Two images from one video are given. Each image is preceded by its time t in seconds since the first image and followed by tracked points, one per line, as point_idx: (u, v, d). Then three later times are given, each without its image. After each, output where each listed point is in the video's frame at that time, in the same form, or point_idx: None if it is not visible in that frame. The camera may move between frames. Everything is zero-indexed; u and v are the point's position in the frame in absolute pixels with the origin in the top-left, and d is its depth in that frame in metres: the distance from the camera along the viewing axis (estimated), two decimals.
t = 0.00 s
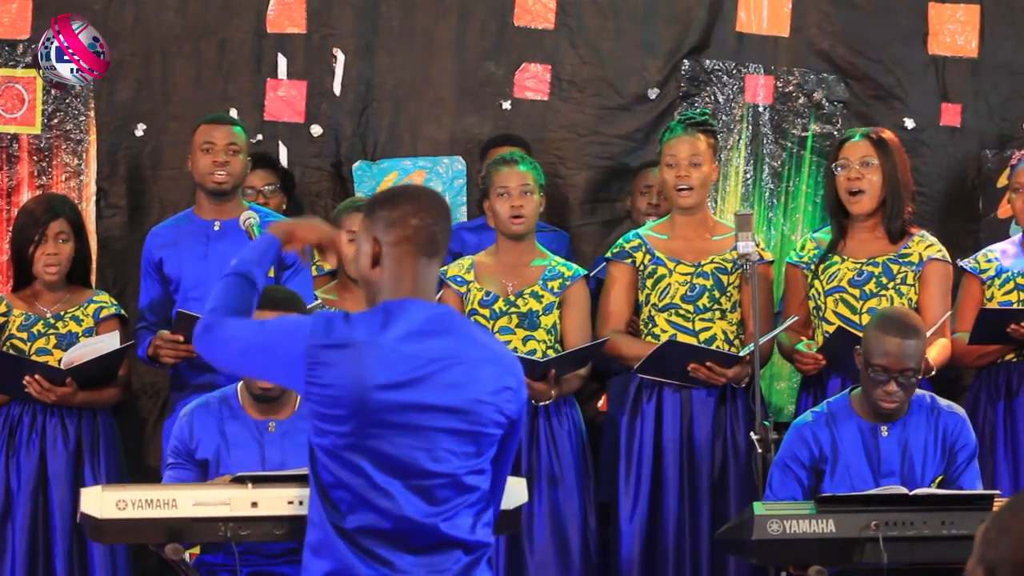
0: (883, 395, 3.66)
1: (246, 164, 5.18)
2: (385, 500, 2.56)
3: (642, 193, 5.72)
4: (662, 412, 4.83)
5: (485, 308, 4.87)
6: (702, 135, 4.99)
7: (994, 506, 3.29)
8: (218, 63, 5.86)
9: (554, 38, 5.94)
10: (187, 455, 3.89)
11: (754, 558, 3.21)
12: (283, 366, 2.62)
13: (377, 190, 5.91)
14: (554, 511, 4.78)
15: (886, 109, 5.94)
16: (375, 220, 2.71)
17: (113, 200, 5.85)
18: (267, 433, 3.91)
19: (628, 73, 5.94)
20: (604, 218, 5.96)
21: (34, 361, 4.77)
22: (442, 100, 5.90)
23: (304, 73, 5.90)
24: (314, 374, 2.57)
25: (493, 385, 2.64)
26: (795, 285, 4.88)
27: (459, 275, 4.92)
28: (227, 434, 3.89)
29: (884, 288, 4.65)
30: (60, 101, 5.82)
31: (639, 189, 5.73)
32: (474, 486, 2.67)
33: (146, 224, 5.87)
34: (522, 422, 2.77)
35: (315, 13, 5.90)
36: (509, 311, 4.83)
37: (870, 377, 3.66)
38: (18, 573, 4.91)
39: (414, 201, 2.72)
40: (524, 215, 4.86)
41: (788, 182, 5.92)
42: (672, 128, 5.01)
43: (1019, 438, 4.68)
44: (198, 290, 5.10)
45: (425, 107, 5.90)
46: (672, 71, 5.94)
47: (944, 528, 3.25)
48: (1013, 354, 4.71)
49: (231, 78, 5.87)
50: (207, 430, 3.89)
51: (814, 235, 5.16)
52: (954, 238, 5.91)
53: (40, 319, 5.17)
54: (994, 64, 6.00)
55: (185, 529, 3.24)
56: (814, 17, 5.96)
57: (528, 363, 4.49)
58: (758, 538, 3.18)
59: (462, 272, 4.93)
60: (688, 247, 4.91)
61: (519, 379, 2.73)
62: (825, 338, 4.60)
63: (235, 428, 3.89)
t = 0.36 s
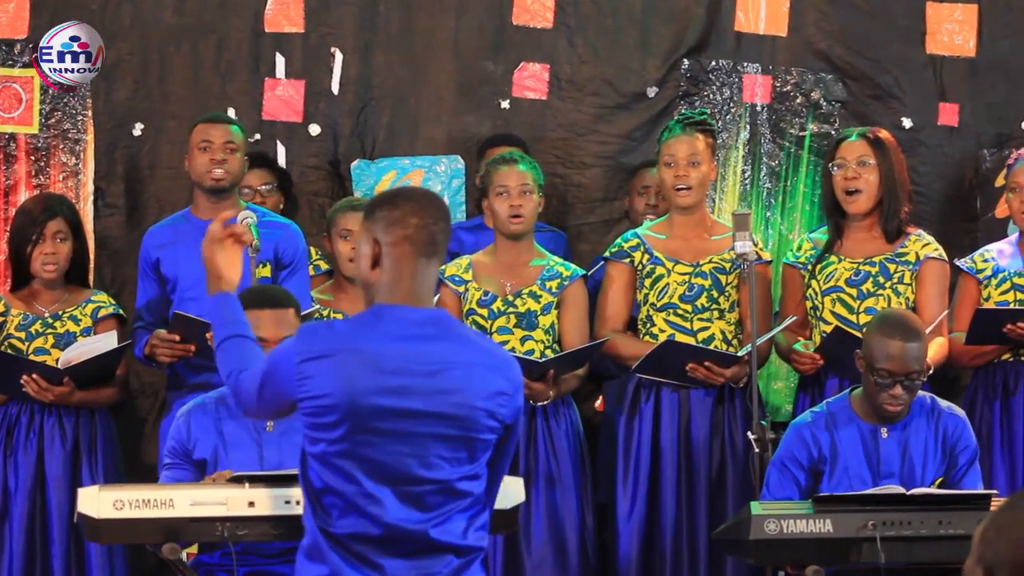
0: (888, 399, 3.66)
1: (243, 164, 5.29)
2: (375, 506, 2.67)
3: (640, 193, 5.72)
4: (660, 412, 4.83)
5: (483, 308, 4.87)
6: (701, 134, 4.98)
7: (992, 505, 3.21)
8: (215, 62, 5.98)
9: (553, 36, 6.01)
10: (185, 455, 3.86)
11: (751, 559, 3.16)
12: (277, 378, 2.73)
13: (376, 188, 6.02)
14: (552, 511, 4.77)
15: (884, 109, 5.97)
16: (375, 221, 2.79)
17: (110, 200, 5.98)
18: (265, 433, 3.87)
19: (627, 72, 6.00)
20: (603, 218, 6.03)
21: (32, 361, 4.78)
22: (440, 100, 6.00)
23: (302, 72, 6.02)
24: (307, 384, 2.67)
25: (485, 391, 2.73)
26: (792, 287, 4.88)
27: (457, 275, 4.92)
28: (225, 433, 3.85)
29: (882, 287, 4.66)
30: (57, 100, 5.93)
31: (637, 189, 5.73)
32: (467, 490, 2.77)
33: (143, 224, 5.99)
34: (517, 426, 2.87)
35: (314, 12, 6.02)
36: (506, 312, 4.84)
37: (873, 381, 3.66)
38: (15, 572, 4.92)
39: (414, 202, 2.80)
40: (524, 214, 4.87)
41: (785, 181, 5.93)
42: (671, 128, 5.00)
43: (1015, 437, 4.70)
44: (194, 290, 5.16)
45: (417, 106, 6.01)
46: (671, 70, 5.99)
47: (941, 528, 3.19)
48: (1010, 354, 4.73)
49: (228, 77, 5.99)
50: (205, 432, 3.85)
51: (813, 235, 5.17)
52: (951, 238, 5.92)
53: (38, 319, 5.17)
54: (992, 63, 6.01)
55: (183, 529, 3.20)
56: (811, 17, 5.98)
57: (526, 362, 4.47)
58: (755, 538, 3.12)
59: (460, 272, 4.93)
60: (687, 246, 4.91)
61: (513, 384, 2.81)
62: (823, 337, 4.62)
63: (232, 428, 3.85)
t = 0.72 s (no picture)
0: (886, 399, 3.66)
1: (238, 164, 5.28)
2: (372, 512, 2.68)
3: (635, 193, 5.72)
4: (654, 412, 4.83)
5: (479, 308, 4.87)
6: (696, 135, 4.99)
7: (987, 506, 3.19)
8: (211, 61, 5.98)
9: (547, 37, 6.01)
10: (182, 456, 3.84)
11: (745, 559, 3.16)
12: (273, 383, 2.73)
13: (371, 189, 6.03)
14: (547, 510, 4.78)
15: (879, 109, 5.97)
16: (371, 224, 2.80)
17: (105, 200, 5.98)
18: (262, 434, 3.87)
19: (621, 72, 6.00)
20: (598, 218, 6.03)
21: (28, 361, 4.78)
22: (435, 100, 6.00)
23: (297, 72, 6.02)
24: (303, 390, 2.68)
25: (481, 395, 2.72)
26: (785, 289, 4.88)
27: (454, 275, 4.93)
28: (222, 434, 3.84)
29: (875, 287, 4.66)
30: (52, 100, 5.95)
31: (634, 188, 5.73)
32: (465, 494, 2.78)
33: (138, 224, 5.99)
34: (514, 429, 2.87)
35: (310, 12, 6.02)
36: (503, 312, 4.84)
37: (872, 381, 3.66)
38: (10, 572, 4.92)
39: (410, 205, 2.80)
40: (520, 215, 4.88)
41: (780, 181, 5.95)
42: (666, 128, 5.02)
43: (1007, 437, 4.70)
44: (188, 291, 5.18)
45: (414, 107, 6.00)
46: (666, 71, 5.99)
47: (935, 529, 3.18)
48: (1003, 354, 4.74)
49: (224, 77, 5.99)
50: (202, 432, 3.84)
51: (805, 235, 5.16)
52: (946, 238, 5.93)
53: (34, 319, 5.17)
54: (987, 63, 6.01)
55: (177, 530, 3.19)
56: (806, 17, 5.98)
57: (523, 363, 4.46)
58: (750, 538, 3.12)
59: (456, 272, 4.94)
60: (681, 247, 4.91)
61: (510, 388, 2.81)
62: (817, 338, 4.61)
63: (229, 429, 3.84)
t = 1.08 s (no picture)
0: (864, 394, 3.68)
1: (214, 166, 5.24)
2: (347, 520, 2.68)
3: (611, 195, 5.72)
4: (628, 414, 4.82)
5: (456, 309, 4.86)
6: (671, 137, 4.98)
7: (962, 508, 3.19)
8: (187, 62, 5.96)
9: (523, 40, 6.02)
10: (160, 456, 3.80)
11: (720, 562, 3.16)
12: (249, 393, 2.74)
13: (348, 192, 6.01)
14: (523, 512, 4.77)
15: (855, 111, 5.98)
16: (349, 232, 2.79)
17: (81, 202, 5.95)
18: (244, 439, 3.88)
19: (596, 75, 6.00)
20: (572, 220, 6.01)
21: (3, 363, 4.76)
22: (411, 102, 5.99)
23: (274, 73, 6.00)
24: (278, 399, 2.68)
25: (456, 403, 2.73)
26: (759, 293, 4.88)
27: (431, 276, 4.92)
28: (205, 438, 3.80)
29: (850, 290, 4.67)
30: (26, 101, 5.94)
31: (609, 191, 5.74)
32: (441, 502, 2.78)
33: (114, 225, 5.95)
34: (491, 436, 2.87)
35: (285, 14, 5.99)
36: (480, 313, 4.83)
37: (849, 376, 3.68)
38: None
39: (387, 214, 2.79)
40: (498, 217, 4.86)
41: (756, 184, 5.95)
42: (641, 131, 4.99)
43: (979, 439, 4.73)
44: (164, 294, 5.15)
45: (391, 109, 5.99)
46: (642, 73, 5.99)
47: (910, 531, 3.18)
48: (975, 357, 4.76)
49: (200, 78, 5.96)
50: (184, 436, 3.79)
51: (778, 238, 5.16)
52: (923, 241, 5.95)
53: (9, 322, 5.14)
54: (963, 66, 6.02)
55: (151, 532, 3.17)
56: (782, 19, 5.99)
57: (499, 365, 4.46)
58: (725, 541, 3.11)
59: (433, 273, 4.93)
60: (656, 249, 4.90)
61: (486, 396, 2.81)
62: (792, 341, 4.62)
63: (211, 433, 3.81)
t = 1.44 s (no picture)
0: (828, 388, 3.69)
1: (175, 169, 5.19)
2: (307, 525, 2.70)
3: (572, 198, 5.71)
4: (588, 418, 4.81)
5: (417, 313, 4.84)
6: (630, 140, 4.97)
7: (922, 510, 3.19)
8: (149, 63, 5.91)
9: (485, 42, 6.00)
10: (124, 457, 3.76)
11: (681, 562, 3.17)
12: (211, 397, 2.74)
13: (309, 195, 5.98)
14: (485, 514, 4.76)
15: (817, 114, 6.01)
16: (313, 236, 2.79)
17: (43, 202, 5.88)
18: (210, 444, 3.86)
19: (558, 77, 6.00)
20: (535, 222, 6.02)
21: None
22: (373, 104, 5.97)
23: (236, 75, 5.97)
24: (239, 404, 2.68)
25: (416, 410, 2.73)
26: (720, 294, 4.89)
27: (392, 279, 4.89)
28: (170, 441, 3.78)
29: (811, 292, 4.69)
30: None
31: (570, 193, 5.73)
32: (401, 507, 2.79)
33: (76, 226, 5.90)
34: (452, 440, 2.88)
35: (247, 16, 5.96)
36: (441, 316, 4.81)
37: (812, 371, 3.70)
38: None
39: (350, 218, 2.78)
40: (459, 219, 4.85)
41: (717, 187, 5.96)
42: (600, 133, 5.00)
43: (937, 442, 4.76)
44: (126, 296, 5.11)
45: (352, 110, 5.97)
46: (604, 76, 5.99)
47: (872, 534, 3.17)
48: (933, 359, 4.78)
49: (162, 79, 5.92)
50: (148, 441, 3.75)
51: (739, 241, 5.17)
52: (884, 244, 5.99)
53: None
54: (924, 69, 6.04)
55: (112, 535, 3.13)
56: (743, 22, 6.01)
57: (460, 368, 4.45)
58: (686, 543, 3.13)
59: (394, 276, 4.90)
60: (616, 252, 4.90)
61: (447, 402, 2.81)
62: (753, 343, 4.62)
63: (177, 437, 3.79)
